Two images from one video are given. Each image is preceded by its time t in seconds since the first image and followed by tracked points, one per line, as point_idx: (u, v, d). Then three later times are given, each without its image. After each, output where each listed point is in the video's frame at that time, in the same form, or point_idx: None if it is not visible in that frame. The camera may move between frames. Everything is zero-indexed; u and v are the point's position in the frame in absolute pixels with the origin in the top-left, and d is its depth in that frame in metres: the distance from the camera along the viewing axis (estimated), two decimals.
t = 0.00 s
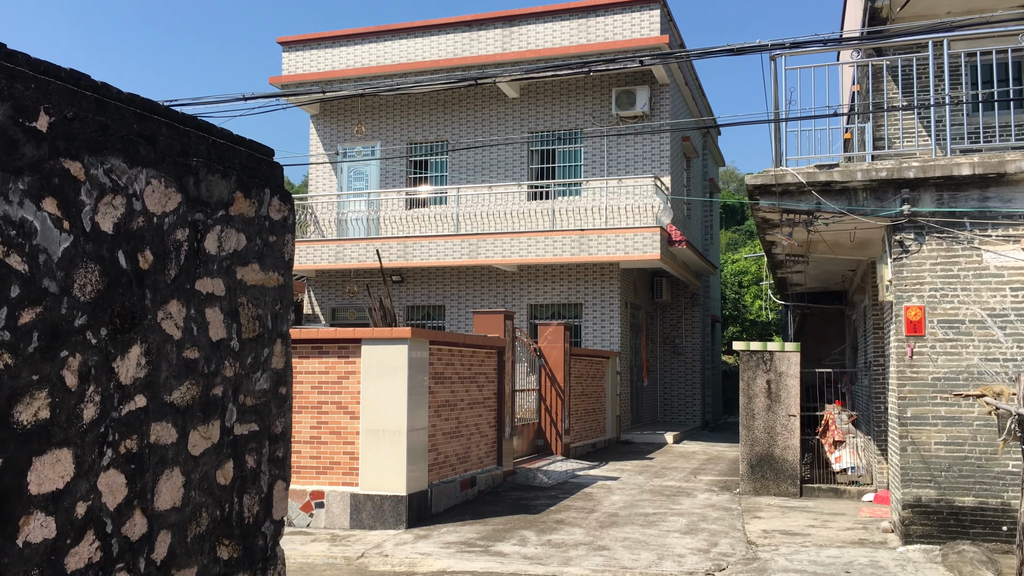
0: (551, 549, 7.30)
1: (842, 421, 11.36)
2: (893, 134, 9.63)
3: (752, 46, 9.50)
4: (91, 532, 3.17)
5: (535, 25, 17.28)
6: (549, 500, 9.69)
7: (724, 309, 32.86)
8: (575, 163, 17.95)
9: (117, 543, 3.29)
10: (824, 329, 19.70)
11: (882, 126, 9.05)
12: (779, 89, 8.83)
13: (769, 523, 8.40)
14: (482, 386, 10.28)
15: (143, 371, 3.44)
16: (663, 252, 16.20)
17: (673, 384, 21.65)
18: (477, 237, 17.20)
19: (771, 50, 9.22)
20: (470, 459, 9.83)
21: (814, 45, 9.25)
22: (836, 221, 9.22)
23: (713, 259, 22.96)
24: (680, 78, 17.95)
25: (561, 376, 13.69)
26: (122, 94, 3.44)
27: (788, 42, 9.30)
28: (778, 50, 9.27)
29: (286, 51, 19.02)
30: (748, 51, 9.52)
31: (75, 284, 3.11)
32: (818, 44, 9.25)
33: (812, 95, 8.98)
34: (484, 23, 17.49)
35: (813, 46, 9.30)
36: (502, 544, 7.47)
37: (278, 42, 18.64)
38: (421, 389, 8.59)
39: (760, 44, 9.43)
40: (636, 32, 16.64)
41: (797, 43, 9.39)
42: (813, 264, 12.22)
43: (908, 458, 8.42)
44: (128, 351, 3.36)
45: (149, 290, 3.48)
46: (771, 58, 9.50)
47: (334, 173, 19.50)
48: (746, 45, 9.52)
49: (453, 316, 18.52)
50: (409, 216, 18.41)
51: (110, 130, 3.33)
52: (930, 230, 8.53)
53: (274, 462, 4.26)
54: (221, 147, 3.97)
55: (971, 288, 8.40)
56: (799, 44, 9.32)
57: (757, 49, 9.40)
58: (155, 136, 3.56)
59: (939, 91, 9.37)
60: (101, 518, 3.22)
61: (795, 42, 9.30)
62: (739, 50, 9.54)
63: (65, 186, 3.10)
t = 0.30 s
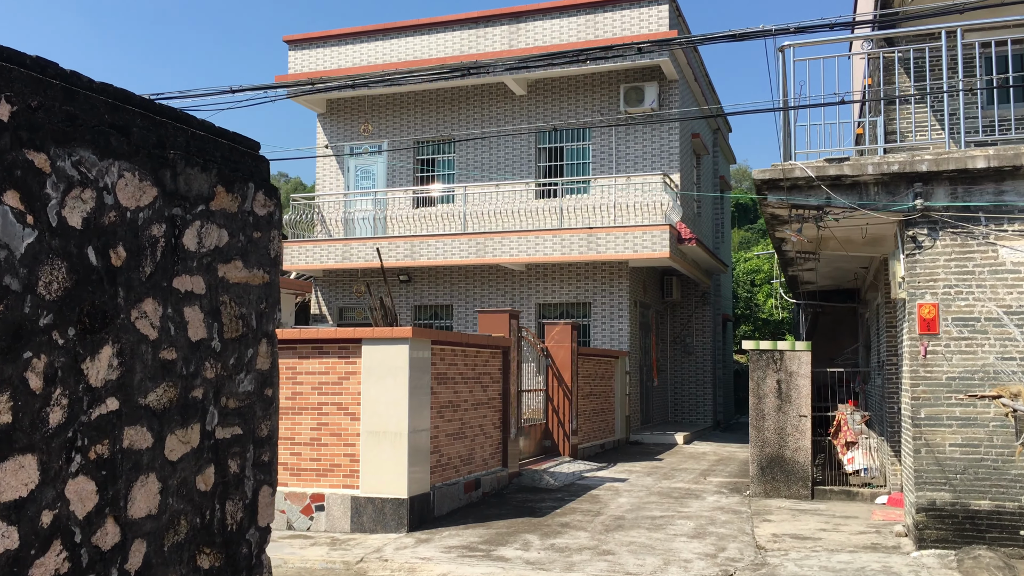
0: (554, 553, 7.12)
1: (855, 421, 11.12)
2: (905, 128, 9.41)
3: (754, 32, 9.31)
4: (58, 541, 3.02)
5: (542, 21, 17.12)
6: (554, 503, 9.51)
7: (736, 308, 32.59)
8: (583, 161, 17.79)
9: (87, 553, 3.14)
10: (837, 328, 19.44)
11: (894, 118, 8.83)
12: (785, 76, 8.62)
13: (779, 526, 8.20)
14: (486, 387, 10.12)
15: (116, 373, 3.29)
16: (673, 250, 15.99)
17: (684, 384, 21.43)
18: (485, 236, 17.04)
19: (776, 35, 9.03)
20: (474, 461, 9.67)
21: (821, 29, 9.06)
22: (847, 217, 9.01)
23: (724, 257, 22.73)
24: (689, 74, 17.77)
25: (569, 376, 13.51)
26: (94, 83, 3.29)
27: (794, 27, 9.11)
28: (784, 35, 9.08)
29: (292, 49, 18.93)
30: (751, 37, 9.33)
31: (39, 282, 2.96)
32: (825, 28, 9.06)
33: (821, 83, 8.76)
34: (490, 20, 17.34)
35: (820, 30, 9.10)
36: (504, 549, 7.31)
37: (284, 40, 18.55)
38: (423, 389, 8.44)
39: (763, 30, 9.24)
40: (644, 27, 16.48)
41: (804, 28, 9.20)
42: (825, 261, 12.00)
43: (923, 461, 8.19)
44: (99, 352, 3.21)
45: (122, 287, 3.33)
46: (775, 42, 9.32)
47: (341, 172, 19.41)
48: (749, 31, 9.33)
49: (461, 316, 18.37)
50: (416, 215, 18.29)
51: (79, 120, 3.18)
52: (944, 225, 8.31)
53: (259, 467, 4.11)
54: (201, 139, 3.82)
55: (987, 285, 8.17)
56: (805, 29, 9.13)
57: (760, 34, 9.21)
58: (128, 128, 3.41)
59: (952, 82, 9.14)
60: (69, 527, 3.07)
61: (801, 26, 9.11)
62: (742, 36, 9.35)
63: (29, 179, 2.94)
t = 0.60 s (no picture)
0: (565, 559, 6.95)
1: (874, 423, 10.90)
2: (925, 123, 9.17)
3: (768, 19, 9.09)
4: (35, 555, 2.87)
5: (555, 17, 16.97)
6: (566, 506, 9.34)
7: (752, 306, 32.29)
8: (596, 158, 17.62)
9: (68, 567, 3.00)
10: (855, 327, 19.15)
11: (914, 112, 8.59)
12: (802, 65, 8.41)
13: (796, 531, 7.99)
14: (497, 388, 9.96)
15: (98, 379, 3.14)
16: (687, 249, 15.77)
17: (699, 384, 21.20)
18: (497, 235, 16.89)
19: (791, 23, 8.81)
20: (484, 463, 9.51)
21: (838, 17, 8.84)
22: (866, 213, 8.78)
23: (741, 255, 22.45)
24: (704, 70, 17.57)
25: (582, 377, 13.33)
26: (75, 75, 3.14)
27: (810, 14, 8.89)
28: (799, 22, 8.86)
29: (302, 47, 18.85)
30: (765, 24, 9.12)
31: (14, 283, 2.81)
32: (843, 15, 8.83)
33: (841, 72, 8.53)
34: (502, 17, 17.20)
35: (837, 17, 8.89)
36: (514, 554, 7.14)
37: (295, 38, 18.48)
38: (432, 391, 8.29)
39: (777, 17, 9.03)
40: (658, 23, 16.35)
41: (819, 15, 8.98)
42: (843, 259, 11.77)
43: (945, 465, 7.96)
44: (79, 356, 3.07)
45: (105, 289, 3.19)
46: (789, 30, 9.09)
47: (353, 171, 19.33)
48: (763, 18, 9.11)
49: (473, 316, 18.23)
50: (428, 214, 18.15)
51: (59, 114, 3.04)
52: (966, 222, 8.07)
53: (254, 474, 3.96)
54: (191, 134, 3.67)
55: (1012, 283, 7.93)
56: (821, 16, 8.90)
57: (774, 21, 8.99)
58: (112, 122, 3.27)
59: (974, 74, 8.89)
60: (48, 539, 2.93)
61: (818, 14, 8.88)
62: (755, 24, 9.13)
63: (3, 175, 2.80)
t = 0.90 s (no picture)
0: (581, 562, 6.78)
1: (899, 423, 10.66)
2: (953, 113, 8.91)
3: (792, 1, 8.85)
4: (21, 559, 2.72)
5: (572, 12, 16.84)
6: (583, 507, 9.16)
7: (772, 305, 31.94)
8: (613, 155, 17.43)
9: (57, 571, 2.85)
10: (878, 325, 18.83)
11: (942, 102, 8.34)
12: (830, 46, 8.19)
13: (821, 534, 7.77)
14: (513, 387, 9.80)
15: (89, 375, 3.00)
16: (706, 246, 15.53)
17: (718, 384, 20.95)
18: (512, 232, 16.73)
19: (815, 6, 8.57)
20: (500, 463, 9.35)
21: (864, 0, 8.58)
22: (892, 206, 8.57)
23: (760, 253, 22.16)
24: (723, 65, 17.35)
25: (599, 375, 13.14)
26: (65, 57, 3.00)
27: None
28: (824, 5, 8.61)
29: (318, 44, 18.81)
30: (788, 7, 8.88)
31: None
32: None
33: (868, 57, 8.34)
34: (518, 11, 17.08)
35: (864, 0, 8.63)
36: (529, 556, 6.97)
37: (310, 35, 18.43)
38: (445, 390, 8.13)
39: None
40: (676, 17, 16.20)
41: None
42: (867, 255, 11.52)
43: (976, 466, 7.71)
44: (70, 350, 2.92)
45: (97, 279, 3.05)
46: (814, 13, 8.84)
47: (368, 168, 19.22)
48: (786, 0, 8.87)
49: (489, 314, 18.07)
50: (443, 211, 18.01)
51: (47, 97, 2.89)
52: (997, 215, 7.82)
53: (256, 474, 3.81)
54: (190, 121, 3.53)
55: None
56: None
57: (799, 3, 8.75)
58: (105, 106, 3.12)
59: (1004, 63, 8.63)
60: (35, 543, 2.78)
61: None
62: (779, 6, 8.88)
63: None
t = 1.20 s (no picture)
0: (600, 571, 6.58)
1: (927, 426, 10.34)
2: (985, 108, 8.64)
3: None
4: None
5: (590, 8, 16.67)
6: (602, 512, 8.96)
7: (792, 306, 31.57)
8: (632, 153, 17.21)
9: None
10: (903, 327, 18.51)
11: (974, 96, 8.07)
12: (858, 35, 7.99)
13: (848, 543, 7.53)
14: (530, 389, 9.61)
15: (81, 380, 2.83)
16: (727, 246, 15.28)
17: (739, 386, 20.67)
18: (529, 232, 16.54)
19: None
20: (516, 467, 9.16)
21: None
22: (923, 203, 8.32)
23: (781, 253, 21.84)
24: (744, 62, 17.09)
25: (618, 377, 12.93)
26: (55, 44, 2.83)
27: None
28: None
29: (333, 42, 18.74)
30: None
31: None
32: None
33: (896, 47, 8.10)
34: (536, 8, 16.93)
35: None
36: (546, 565, 6.77)
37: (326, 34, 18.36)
38: (460, 392, 7.95)
39: None
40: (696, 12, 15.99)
41: None
42: (893, 255, 11.25)
43: (1011, 474, 7.44)
44: (60, 354, 2.75)
45: (88, 279, 2.88)
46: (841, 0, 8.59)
47: (384, 167, 19.09)
48: None
49: (506, 315, 17.89)
50: (460, 210, 17.84)
51: (36, 85, 2.72)
52: None
53: (261, 483, 3.64)
54: (190, 113, 3.36)
55: None
56: None
57: None
58: (99, 96, 2.96)
59: None
60: (22, 560, 2.61)
61: None
62: None
63: None
